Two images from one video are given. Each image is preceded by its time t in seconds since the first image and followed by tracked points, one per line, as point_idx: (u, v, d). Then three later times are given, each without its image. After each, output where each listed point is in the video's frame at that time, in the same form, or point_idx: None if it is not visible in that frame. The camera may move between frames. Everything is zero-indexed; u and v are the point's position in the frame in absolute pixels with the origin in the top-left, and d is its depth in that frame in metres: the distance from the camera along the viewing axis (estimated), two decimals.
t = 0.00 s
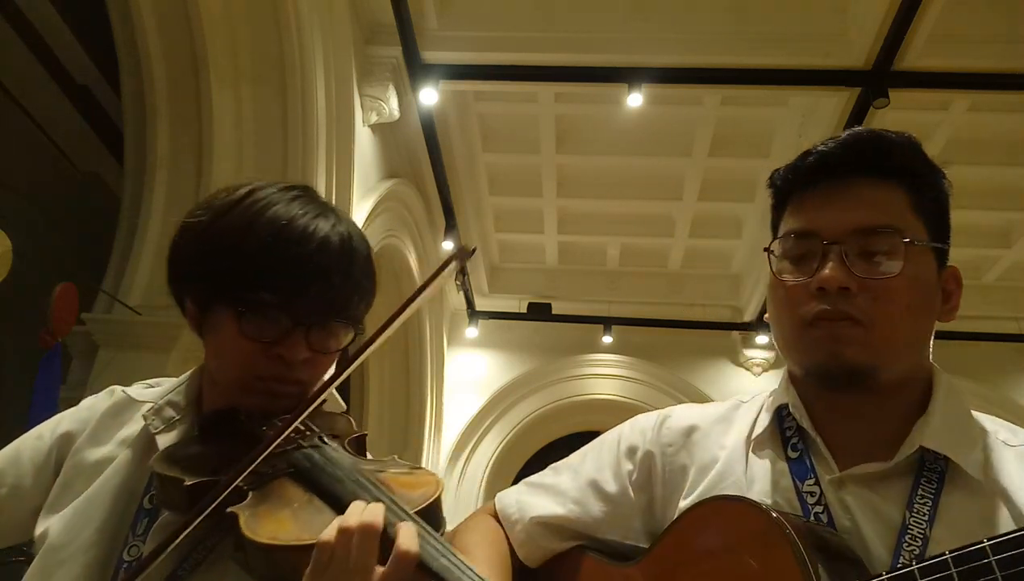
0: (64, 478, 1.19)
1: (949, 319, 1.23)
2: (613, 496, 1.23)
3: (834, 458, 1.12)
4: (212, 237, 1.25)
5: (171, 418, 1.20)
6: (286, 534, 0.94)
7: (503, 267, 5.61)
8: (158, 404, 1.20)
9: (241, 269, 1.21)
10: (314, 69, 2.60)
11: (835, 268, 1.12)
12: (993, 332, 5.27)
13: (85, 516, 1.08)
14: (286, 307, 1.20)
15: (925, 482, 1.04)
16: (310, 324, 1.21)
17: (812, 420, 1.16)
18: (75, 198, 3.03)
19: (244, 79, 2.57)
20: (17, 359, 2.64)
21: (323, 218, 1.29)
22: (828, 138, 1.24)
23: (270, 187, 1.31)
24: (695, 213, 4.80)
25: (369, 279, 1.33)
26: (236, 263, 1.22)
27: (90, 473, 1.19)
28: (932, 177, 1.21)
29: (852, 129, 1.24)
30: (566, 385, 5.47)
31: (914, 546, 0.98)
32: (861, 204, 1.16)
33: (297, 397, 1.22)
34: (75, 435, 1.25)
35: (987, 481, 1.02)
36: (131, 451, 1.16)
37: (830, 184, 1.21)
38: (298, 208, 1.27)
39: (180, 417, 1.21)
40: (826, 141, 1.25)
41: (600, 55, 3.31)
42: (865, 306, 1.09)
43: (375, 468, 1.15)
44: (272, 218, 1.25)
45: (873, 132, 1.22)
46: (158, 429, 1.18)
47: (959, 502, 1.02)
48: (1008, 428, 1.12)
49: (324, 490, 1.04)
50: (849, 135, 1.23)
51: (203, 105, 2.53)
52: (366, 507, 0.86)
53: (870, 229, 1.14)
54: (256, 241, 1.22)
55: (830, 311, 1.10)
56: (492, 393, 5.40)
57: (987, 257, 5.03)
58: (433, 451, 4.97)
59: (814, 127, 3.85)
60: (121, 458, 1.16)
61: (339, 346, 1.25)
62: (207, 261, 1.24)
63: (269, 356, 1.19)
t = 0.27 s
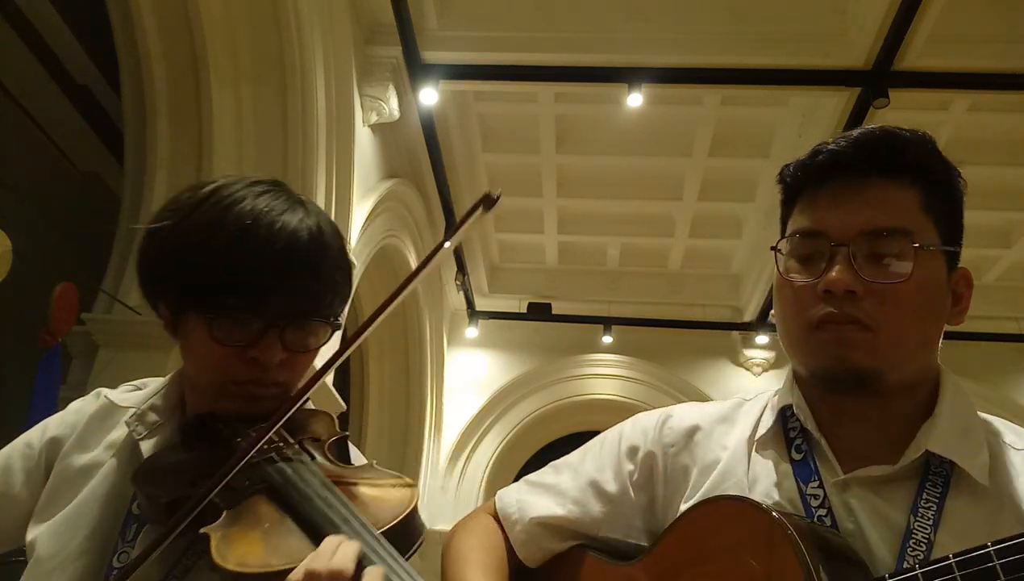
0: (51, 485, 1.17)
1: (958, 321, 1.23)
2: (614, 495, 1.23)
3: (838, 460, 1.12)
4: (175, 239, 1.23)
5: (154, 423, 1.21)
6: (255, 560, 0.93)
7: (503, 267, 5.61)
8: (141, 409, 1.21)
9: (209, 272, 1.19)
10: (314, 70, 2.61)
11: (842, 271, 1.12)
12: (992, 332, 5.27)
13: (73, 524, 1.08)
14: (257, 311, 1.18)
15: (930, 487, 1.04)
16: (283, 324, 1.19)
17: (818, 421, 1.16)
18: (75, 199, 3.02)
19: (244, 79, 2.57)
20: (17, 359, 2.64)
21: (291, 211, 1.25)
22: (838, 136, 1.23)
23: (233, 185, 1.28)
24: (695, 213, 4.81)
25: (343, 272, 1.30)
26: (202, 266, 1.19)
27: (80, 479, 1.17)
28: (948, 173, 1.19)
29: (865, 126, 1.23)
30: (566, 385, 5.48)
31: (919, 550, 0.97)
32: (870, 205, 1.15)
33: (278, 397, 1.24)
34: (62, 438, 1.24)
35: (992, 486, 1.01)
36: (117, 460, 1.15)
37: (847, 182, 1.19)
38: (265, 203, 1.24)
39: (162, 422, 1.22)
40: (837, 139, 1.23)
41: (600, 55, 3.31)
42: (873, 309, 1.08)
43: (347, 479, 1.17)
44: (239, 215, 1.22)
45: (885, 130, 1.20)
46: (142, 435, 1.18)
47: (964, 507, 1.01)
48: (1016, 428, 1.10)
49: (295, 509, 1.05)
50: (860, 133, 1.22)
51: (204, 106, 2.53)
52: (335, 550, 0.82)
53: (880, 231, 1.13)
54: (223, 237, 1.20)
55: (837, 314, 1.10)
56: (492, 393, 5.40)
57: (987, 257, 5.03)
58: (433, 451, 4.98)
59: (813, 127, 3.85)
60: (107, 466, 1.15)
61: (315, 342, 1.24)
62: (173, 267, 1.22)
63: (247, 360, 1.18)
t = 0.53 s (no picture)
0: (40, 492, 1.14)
1: (957, 322, 1.22)
2: (610, 497, 1.23)
3: (837, 463, 1.12)
4: (148, 240, 1.22)
5: (138, 427, 1.19)
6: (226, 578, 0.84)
7: (503, 267, 5.61)
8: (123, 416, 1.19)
9: (185, 275, 1.17)
10: (314, 71, 2.61)
11: (836, 273, 1.12)
12: (992, 332, 5.27)
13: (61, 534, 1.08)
14: (233, 317, 1.16)
15: (927, 490, 1.03)
16: (261, 327, 1.17)
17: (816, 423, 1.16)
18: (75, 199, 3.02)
19: (244, 79, 2.57)
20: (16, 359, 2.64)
21: (261, 209, 1.23)
22: (835, 136, 1.23)
23: (204, 185, 1.26)
24: (695, 213, 4.81)
25: (316, 265, 1.28)
26: (176, 268, 1.18)
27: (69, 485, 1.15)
28: (951, 176, 1.19)
29: (863, 126, 1.22)
30: (566, 385, 5.48)
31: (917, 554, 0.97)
32: (865, 206, 1.15)
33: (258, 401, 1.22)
34: (51, 439, 1.21)
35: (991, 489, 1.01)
36: (104, 467, 1.16)
37: (844, 182, 1.18)
38: (236, 200, 1.23)
39: (145, 426, 1.20)
40: (832, 139, 1.23)
41: (600, 55, 3.31)
42: (866, 312, 1.08)
43: (321, 492, 1.14)
44: (207, 216, 1.20)
45: (880, 130, 1.20)
46: (125, 441, 1.18)
47: (962, 510, 1.01)
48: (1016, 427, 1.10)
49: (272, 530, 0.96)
50: (856, 134, 1.21)
51: (204, 105, 2.53)
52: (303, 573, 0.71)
53: (876, 233, 1.13)
54: (196, 237, 1.19)
55: (830, 316, 1.10)
56: (492, 393, 5.40)
57: (986, 257, 5.03)
58: (433, 451, 4.98)
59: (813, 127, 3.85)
60: (96, 473, 1.15)
61: (294, 342, 1.22)
62: (149, 270, 1.20)
63: (224, 367, 1.17)
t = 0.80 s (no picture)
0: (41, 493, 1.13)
1: (947, 320, 1.21)
2: (606, 502, 1.23)
3: (831, 465, 1.12)
4: (135, 240, 1.22)
5: (130, 426, 1.18)
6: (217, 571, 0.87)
7: (503, 267, 5.61)
8: (116, 414, 1.18)
9: (172, 272, 1.18)
10: (314, 71, 2.61)
11: (820, 273, 1.12)
12: (992, 333, 5.27)
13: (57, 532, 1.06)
14: (224, 312, 1.18)
15: (922, 490, 1.03)
16: (250, 324, 1.19)
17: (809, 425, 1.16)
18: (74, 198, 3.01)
19: (244, 79, 2.57)
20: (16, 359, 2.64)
21: (248, 204, 1.24)
22: (816, 139, 1.25)
23: (191, 180, 1.26)
24: (695, 213, 4.80)
25: (306, 264, 1.29)
26: (163, 267, 1.19)
27: (64, 486, 1.13)
28: (935, 174, 1.20)
29: (842, 128, 1.24)
30: (566, 385, 5.48)
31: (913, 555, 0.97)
32: (845, 205, 1.16)
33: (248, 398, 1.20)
34: (49, 439, 1.21)
35: (986, 488, 1.01)
36: (100, 465, 1.14)
37: (825, 183, 1.20)
38: (224, 196, 1.23)
39: (136, 425, 1.19)
40: (812, 143, 1.25)
41: (600, 55, 3.31)
42: (850, 310, 1.08)
43: (314, 482, 1.13)
44: (193, 213, 1.20)
45: (859, 131, 1.22)
46: (119, 440, 1.17)
47: (957, 510, 1.01)
48: (1007, 429, 1.11)
49: (265, 525, 0.99)
50: (835, 136, 1.23)
51: (204, 105, 2.52)
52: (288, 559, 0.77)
53: (858, 233, 1.14)
54: (183, 234, 1.19)
55: (814, 316, 1.10)
56: (492, 393, 5.40)
57: (986, 257, 5.03)
58: (433, 451, 4.98)
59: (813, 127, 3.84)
60: (91, 471, 1.14)
61: (283, 338, 1.23)
62: (137, 270, 1.20)
63: (215, 362, 1.16)
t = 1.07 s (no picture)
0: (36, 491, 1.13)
1: (928, 315, 1.24)
2: (597, 509, 1.23)
3: (821, 467, 1.11)
4: (143, 238, 1.26)
5: (130, 421, 1.17)
6: (228, 544, 0.89)
7: (503, 267, 5.61)
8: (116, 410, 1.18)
9: (178, 269, 1.21)
10: (314, 71, 2.62)
11: (815, 275, 1.12)
12: (992, 333, 5.27)
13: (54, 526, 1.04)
14: (229, 302, 1.19)
15: (911, 489, 1.02)
16: (255, 315, 1.20)
17: (800, 427, 1.15)
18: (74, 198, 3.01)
19: (244, 79, 2.57)
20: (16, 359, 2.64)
21: (254, 200, 1.29)
22: (798, 143, 1.25)
23: (196, 177, 1.31)
24: (695, 213, 4.80)
25: (309, 260, 1.34)
26: (169, 263, 1.22)
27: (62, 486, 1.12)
28: (909, 172, 1.22)
29: (823, 131, 1.25)
30: (566, 385, 5.48)
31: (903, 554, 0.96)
32: (833, 207, 1.17)
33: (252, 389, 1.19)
34: (44, 442, 1.21)
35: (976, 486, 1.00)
36: (99, 460, 1.13)
37: (810, 187, 1.20)
38: (228, 192, 1.28)
39: (136, 421, 1.17)
40: (797, 146, 1.25)
41: (600, 54, 3.31)
42: (845, 311, 1.09)
43: (321, 460, 1.19)
44: (202, 205, 1.25)
45: (839, 133, 1.23)
46: (119, 435, 1.15)
47: (947, 507, 1.00)
48: (993, 425, 1.12)
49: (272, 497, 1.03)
50: (818, 139, 1.24)
51: (203, 105, 2.52)
52: (304, 519, 0.79)
53: (848, 233, 1.14)
54: (188, 227, 1.24)
55: (810, 318, 1.10)
56: (492, 393, 5.40)
57: (986, 257, 5.03)
58: (433, 451, 4.98)
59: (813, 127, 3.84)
60: (90, 467, 1.13)
61: (285, 331, 1.24)
62: (143, 265, 1.24)
63: (221, 352, 1.16)
